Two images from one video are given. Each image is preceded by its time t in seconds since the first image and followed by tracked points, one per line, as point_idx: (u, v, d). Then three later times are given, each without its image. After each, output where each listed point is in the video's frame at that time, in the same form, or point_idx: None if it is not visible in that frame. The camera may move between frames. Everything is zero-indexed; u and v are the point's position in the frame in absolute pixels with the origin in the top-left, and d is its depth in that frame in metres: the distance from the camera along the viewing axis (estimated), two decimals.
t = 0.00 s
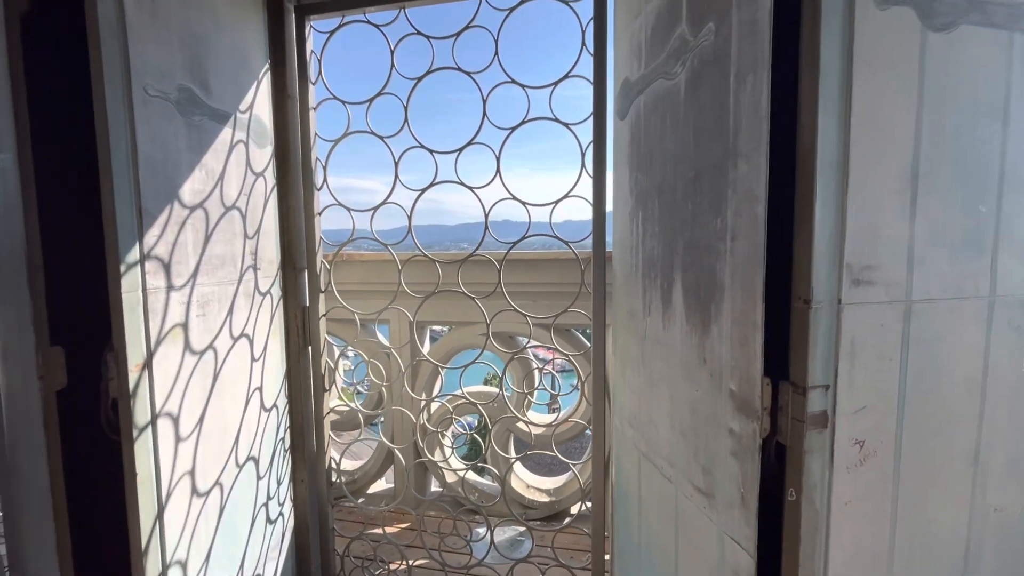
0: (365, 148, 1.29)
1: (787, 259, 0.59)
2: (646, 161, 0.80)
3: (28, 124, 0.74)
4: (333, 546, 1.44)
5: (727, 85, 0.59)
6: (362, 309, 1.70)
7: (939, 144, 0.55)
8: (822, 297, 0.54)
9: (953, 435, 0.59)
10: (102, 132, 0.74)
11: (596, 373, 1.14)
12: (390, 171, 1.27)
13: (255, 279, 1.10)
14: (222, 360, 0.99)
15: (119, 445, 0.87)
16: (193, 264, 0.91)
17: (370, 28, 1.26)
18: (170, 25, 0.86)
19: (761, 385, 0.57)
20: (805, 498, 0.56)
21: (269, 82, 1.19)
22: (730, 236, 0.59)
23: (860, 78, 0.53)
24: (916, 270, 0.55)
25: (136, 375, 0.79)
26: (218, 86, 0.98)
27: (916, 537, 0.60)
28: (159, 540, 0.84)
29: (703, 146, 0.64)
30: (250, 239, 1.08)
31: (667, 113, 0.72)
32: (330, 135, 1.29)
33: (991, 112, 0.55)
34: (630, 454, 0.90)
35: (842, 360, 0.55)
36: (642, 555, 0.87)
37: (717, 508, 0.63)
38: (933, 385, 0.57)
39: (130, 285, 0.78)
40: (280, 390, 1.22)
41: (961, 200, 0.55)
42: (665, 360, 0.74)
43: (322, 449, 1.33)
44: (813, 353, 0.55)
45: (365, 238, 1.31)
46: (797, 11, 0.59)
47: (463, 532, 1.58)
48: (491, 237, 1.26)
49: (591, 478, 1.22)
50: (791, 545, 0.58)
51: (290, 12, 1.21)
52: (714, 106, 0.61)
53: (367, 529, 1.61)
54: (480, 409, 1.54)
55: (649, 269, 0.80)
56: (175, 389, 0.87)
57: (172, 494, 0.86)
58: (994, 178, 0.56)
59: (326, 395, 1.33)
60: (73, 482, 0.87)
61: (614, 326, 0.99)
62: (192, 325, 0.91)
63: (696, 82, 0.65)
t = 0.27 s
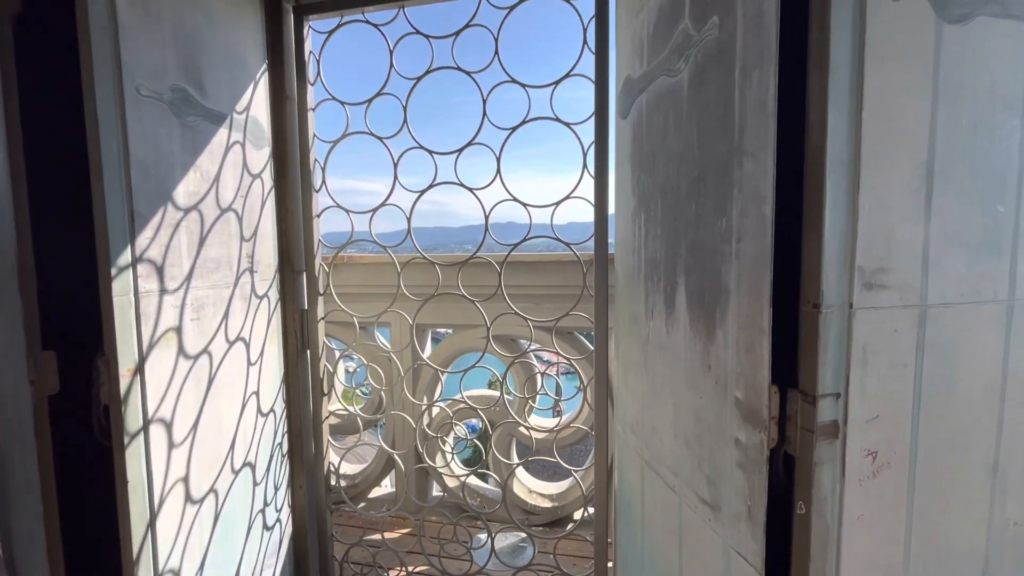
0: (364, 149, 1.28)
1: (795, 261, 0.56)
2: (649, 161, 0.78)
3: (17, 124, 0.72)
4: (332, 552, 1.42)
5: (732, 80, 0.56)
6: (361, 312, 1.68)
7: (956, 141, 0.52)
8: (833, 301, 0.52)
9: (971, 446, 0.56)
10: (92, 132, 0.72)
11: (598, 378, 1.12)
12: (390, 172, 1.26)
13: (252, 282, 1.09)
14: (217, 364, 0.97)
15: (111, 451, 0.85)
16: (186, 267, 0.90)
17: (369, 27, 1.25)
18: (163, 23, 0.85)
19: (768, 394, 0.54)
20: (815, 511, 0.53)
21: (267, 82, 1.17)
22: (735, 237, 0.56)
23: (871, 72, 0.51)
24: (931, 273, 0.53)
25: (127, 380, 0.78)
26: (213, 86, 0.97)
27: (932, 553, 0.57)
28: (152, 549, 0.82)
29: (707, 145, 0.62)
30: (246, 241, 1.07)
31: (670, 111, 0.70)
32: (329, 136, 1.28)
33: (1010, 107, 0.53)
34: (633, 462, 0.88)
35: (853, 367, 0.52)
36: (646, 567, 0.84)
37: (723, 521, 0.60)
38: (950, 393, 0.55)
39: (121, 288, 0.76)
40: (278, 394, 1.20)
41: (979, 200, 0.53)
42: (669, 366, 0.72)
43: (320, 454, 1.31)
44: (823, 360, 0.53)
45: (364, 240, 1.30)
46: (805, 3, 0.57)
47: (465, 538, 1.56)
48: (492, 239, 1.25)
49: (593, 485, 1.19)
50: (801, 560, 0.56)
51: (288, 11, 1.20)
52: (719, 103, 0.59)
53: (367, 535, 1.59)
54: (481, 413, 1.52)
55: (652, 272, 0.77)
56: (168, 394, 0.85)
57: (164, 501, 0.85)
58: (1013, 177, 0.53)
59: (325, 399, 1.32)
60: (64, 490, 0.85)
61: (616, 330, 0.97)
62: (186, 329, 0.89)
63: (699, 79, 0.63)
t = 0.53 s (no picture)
0: (365, 152, 1.27)
1: (804, 266, 0.55)
2: (653, 163, 0.77)
3: (14, 128, 0.72)
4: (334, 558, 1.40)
5: (739, 81, 0.55)
6: (363, 315, 1.67)
7: (970, 142, 0.51)
8: (844, 307, 0.51)
9: (988, 456, 0.54)
10: (90, 136, 0.72)
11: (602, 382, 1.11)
12: (391, 175, 1.25)
13: (253, 286, 1.08)
14: (217, 369, 0.96)
15: (109, 458, 0.84)
16: (186, 272, 0.89)
17: (370, 29, 1.24)
18: (161, 26, 0.84)
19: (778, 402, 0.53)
20: (827, 524, 0.52)
21: (268, 84, 1.16)
22: (743, 242, 0.55)
23: (883, 71, 0.49)
24: (945, 277, 0.51)
25: (126, 386, 0.77)
26: (213, 89, 0.96)
27: (948, 566, 0.55)
28: (150, 557, 0.81)
29: (713, 147, 0.60)
30: (246, 245, 1.06)
31: (675, 112, 0.69)
32: (330, 139, 1.27)
33: None
34: (638, 469, 0.86)
35: (865, 374, 0.51)
36: None
37: (731, 532, 0.59)
38: (965, 402, 0.53)
39: (119, 294, 0.75)
40: (279, 399, 1.19)
41: (995, 202, 0.51)
42: (675, 372, 0.71)
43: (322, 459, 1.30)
44: (834, 367, 0.51)
45: (366, 242, 1.29)
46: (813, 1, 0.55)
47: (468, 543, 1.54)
48: (494, 242, 1.24)
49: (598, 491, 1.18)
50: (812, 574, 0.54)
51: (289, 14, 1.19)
52: (725, 104, 0.58)
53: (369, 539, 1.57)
54: (484, 418, 1.51)
55: (657, 276, 0.76)
56: (168, 399, 0.84)
57: (163, 509, 0.84)
58: None
59: (326, 404, 1.31)
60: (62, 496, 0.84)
61: (621, 335, 0.96)
62: (185, 333, 0.88)
63: (705, 80, 0.62)
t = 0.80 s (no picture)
0: (369, 152, 1.25)
1: (829, 265, 0.53)
2: (667, 160, 0.75)
3: (14, 127, 0.70)
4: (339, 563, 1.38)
5: (760, 74, 0.53)
6: (368, 317, 1.66)
7: (1002, 135, 0.49)
8: (872, 308, 0.49)
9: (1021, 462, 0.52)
10: (91, 134, 0.70)
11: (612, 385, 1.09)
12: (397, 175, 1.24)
13: (256, 288, 1.06)
14: (221, 373, 0.95)
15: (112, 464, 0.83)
16: (189, 273, 0.87)
17: (375, 28, 1.22)
18: (164, 23, 0.82)
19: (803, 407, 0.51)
20: (855, 533, 0.50)
21: (272, 84, 1.15)
22: (765, 240, 0.53)
23: (912, 62, 0.47)
24: (977, 276, 0.49)
25: (128, 390, 0.75)
26: (217, 87, 0.95)
27: None
28: (153, 565, 0.79)
29: (732, 142, 0.58)
30: (250, 246, 1.05)
31: (691, 108, 0.67)
32: (335, 139, 1.26)
33: None
34: (651, 474, 0.84)
35: (894, 377, 0.49)
36: None
37: (753, 541, 0.57)
38: (998, 405, 0.51)
39: (121, 296, 0.74)
40: (283, 402, 1.18)
41: None
42: (691, 375, 0.69)
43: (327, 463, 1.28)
44: (861, 370, 0.49)
45: (370, 244, 1.27)
46: None
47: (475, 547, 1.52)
48: (500, 243, 1.21)
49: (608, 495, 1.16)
50: None
51: (293, 12, 1.18)
52: (745, 98, 0.56)
53: (374, 544, 1.54)
54: (491, 421, 1.49)
55: (671, 276, 0.74)
56: (171, 403, 0.83)
57: (167, 515, 0.82)
58: None
59: (330, 407, 1.29)
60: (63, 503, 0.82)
61: (632, 336, 0.94)
62: (189, 336, 0.87)
63: (723, 73, 0.60)
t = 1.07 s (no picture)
0: (376, 152, 1.22)
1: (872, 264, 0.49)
2: (690, 156, 0.72)
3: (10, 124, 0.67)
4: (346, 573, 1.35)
5: (798, 62, 0.50)
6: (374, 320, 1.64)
7: None
8: (923, 310, 0.45)
9: None
10: (89, 131, 0.67)
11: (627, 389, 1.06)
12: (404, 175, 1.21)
13: (261, 290, 1.03)
14: (224, 378, 0.92)
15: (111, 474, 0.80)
16: (191, 276, 0.84)
17: (381, 24, 1.19)
18: (164, 16, 0.79)
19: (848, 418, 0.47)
20: (905, 551, 0.47)
21: (276, 81, 1.12)
22: (803, 238, 0.50)
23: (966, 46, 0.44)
24: None
25: (128, 398, 0.72)
26: (220, 84, 0.92)
27: None
28: None
29: (765, 135, 0.55)
30: (254, 248, 1.02)
31: (717, 100, 0.64)
32: (340, 138, 1.22)
33: None
34: (673, 483, 0.81)
35: (948, 385, 0.46)
36: None
37: (790, 558, 0.53)
38: None
39: (121, 299, 0.71)
40: (288, 407, 1.15)
41: None
42: (718, 381, 0.65)
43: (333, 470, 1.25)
44: (911, 377, 0.46)
45: (376, 246, 1.24)
46: None
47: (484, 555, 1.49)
48: (511, 244, 1.18)
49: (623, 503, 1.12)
50: None
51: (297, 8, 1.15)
52: (780, 88, 0.53)
53: (380, 552, 1.50)
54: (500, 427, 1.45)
55: (695, 276, 0.71)
56: (173, 411, 0.80)
57: (168, 527, 0.79)
58: None
59: (336, 413, 1.26)
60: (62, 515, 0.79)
61: (650, 340, 0.91)
62: (191, 341, 0.84)
63: (755, 62, 0.57)
